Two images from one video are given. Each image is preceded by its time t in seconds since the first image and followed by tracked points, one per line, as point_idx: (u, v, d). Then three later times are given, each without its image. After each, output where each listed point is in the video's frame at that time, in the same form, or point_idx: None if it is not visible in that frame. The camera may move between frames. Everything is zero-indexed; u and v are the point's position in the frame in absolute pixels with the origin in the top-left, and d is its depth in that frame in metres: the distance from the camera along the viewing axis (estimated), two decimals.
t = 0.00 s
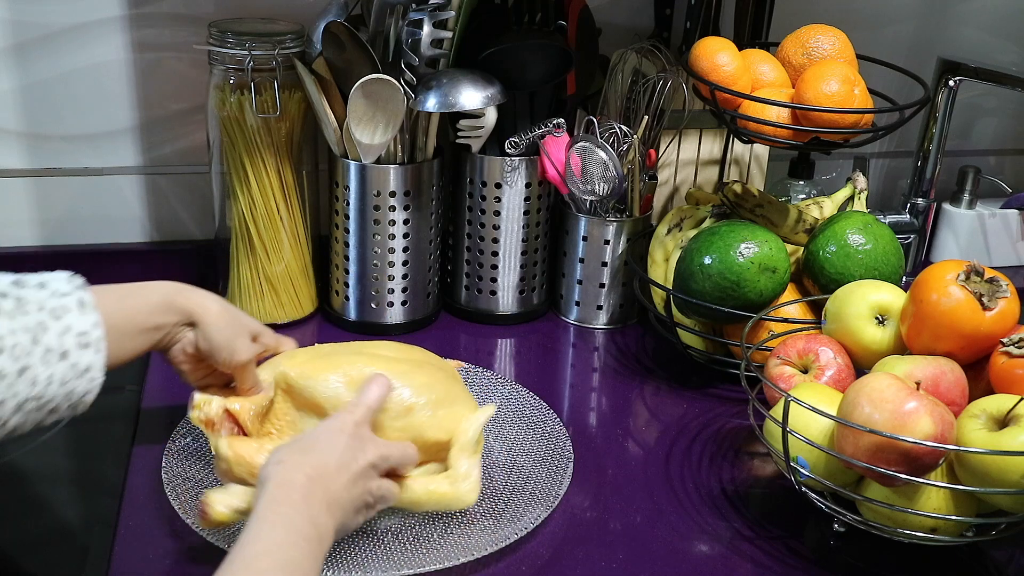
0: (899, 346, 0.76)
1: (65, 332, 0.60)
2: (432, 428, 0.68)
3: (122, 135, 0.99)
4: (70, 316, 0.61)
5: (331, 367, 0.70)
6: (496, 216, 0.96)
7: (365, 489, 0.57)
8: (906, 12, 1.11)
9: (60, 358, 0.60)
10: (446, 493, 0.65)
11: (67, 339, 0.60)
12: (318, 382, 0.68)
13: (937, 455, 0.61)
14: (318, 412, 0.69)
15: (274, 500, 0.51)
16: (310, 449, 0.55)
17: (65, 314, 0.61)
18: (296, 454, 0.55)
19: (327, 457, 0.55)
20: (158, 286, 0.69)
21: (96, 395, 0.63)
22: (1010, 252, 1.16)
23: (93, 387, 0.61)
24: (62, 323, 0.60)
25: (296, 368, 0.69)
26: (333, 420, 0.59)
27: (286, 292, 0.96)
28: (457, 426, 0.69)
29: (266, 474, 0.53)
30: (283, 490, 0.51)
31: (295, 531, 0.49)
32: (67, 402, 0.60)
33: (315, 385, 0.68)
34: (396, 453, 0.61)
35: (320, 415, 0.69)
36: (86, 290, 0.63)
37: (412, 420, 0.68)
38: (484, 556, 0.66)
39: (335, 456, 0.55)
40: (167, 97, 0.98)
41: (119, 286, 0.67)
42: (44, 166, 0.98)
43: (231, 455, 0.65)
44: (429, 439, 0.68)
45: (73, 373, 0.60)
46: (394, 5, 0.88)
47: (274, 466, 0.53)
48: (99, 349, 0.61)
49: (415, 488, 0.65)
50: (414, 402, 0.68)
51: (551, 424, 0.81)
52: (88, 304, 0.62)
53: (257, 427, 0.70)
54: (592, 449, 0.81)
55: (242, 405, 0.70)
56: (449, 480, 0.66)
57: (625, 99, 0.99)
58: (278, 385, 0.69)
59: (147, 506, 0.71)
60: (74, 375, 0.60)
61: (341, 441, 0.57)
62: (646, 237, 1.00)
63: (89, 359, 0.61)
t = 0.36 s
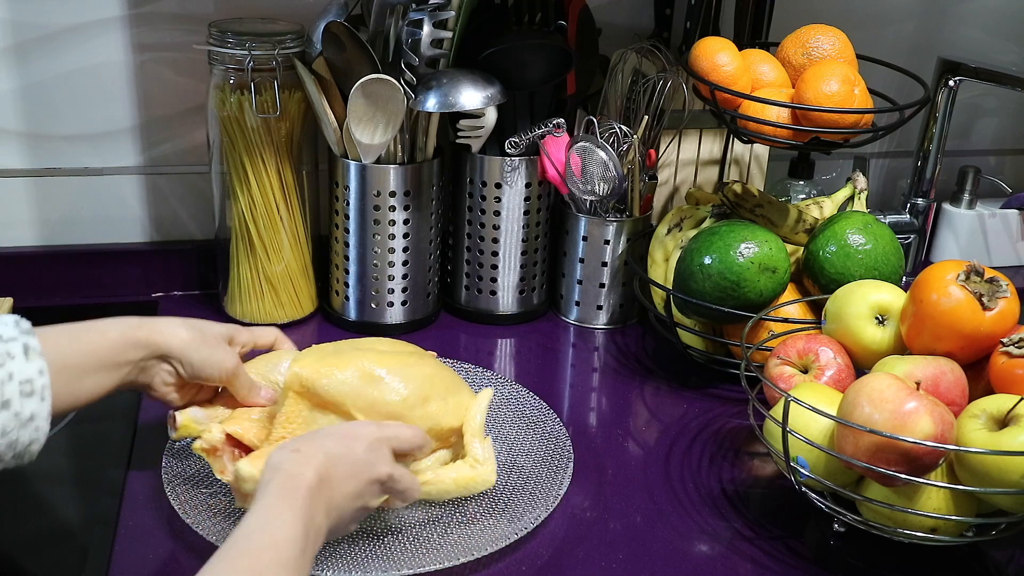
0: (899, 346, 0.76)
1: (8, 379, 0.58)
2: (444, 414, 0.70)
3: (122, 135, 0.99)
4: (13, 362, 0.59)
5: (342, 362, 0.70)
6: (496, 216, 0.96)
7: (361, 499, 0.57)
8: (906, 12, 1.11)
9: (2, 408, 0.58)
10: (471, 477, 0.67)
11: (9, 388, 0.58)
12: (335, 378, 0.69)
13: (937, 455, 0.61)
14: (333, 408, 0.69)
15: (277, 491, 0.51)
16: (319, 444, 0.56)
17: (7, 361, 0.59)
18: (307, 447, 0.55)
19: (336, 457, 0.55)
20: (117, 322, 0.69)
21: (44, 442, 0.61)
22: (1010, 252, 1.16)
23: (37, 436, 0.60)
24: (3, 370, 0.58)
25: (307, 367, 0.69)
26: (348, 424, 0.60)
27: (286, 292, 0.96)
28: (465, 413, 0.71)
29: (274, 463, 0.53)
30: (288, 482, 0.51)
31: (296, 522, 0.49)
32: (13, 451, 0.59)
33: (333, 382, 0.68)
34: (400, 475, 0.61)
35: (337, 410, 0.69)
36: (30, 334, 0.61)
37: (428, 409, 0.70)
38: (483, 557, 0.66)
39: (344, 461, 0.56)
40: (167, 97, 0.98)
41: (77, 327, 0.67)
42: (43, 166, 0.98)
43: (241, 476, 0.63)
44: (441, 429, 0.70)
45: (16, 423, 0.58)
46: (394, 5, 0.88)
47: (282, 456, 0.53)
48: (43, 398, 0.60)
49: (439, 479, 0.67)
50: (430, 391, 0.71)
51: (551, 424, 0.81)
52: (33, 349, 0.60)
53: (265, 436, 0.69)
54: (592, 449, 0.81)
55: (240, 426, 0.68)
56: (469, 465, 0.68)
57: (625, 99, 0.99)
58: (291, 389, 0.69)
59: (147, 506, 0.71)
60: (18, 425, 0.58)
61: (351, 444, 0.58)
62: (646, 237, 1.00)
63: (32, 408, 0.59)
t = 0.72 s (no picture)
0: (899, 346, 0.76)
1: None
2: (453, 403, 0.71)
3: (122, 135, 0.99)
4: None
5: (351, 357, 0.70)
6: (496, 216, 0.96)
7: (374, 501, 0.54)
8: (905, 12, 1.10)
9: None
10: (483, 461, 0.69)
11: None
12: (349, 372, 0.69)
13: (937, 455, 0.61)
14: (348, 404, 0.69)
15: (270, 498, 0.48)
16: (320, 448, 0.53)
17: None
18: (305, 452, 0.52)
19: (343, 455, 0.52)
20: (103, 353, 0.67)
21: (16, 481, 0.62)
22: (1010, 252, 1.16)
23: (10, 478, 0.61)
24: None
25: (319, 365, 0.69)
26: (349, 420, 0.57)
27: (286, 292, 0.96)
28: (471, 400, 0.73)
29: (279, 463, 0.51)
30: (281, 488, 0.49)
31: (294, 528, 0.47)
32: None
33: (347, 376, 0.69)
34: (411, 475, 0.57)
35: (353, 406, 0.69)
36: (9, 376, 0.62)
37: (437, 399, 0.70)
38: (483, 557, 0.66)
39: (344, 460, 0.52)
40: (167, 97, 0.98)
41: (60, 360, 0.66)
42: (43, 166, 0.98)
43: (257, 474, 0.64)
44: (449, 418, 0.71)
45: None
46: (394, 5, 0.88)
47: (276, 465, 0.51)
48: (15, 442, 0.61)
49: (454, 465, 0.69)
50: (438, 380, 0.71)
51: (551, 424, 0.81)
52: (7, 393, 0.61)
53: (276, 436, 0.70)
54: (592, 449, 0.81)
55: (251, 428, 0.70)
56: (479, 449, 0.70)
57: (625, 99, 0.99)
58: (303, 384, 0.69)
59: (146, 506, 0.71)
60: None
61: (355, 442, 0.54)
62: (646, 237, 1.00)
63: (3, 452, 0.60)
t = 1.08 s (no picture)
0: (899, 346, 0.76)
1: (17, 409, 0.60)
2: (454, 398, 0.71)
3: (121, 135, 0.99)
4: (25, 392, 0.61)
5: (353, 356, 0.69)
6: (496, 216, 0.96)
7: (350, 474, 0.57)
8: (905, 12, 1.11)
9: (8, 437, 0.60)
10: (488, 455, 0.70)
11: (17, 417, 0.60)
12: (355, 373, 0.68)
13: (937, 454, 0.61)
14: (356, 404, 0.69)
15: (237, 485, 0.51)
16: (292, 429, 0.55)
17: (21, 389, 0.61)
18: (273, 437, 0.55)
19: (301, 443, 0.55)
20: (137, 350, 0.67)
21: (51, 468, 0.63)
22: (1010, 252, 1.16)
23: (43, 464, 0.62)
24: (13, 400, 0.60)
25: (324, 366, 0.68)
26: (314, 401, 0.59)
27: (286, 292, 0.96)
28: (471, 395, 0.73)
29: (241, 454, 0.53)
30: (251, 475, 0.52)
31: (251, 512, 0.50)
32: (15, 476, 0.61)
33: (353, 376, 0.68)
34: (389, 455, 0.60)
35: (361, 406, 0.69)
36: (48, 361, 0.63)
37: (439, 394, 0.71)
38: (483, 556, 0.66)
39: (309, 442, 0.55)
40: (167, 98, 0.98)
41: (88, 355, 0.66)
42: (43, 166, 0.98)
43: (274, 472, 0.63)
44: (452, 413, 0.71)
45: (19, 452, 0.60)
46: (394, 5, 0.88)
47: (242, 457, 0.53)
48: (51, 428, 0.61)
49: (461, 461, 0.70)
50: (440, 376, 0.71)
51: (551, 424, 0.81)
52: (47, 379, 0.62)
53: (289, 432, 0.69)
54: (592, 449, 0.81)
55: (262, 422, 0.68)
56: (484, 443, 0.71)
57: (625, 99, 0.99)
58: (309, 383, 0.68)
59: (146, 506, 0.71)
60: (22, 454, 0.60)
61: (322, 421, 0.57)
62: (646, 237, 1.00)
63: (38, 438, 0.61)
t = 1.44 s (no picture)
0: (899, 346, 0.76)
1: None
2: (459, 392, 0.71)
3: (121, 135, 0.99)
4: (5, 415, 0.59)
5: (362, 358, 0.69)
6: (496, 216, 0.96)
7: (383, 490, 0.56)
8: (905, 12, 1.10)
9: None
10: (496, 441, 0.70)
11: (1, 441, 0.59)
12: (369, 373, 0.68)
13: (937, 455, 0.61)
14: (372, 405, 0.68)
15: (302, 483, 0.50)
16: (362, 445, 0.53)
17: None
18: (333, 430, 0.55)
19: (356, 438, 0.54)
20: (116, 367, 0.67)
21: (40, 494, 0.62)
22: (1010, 252, 1.16)
23: (31, 486, 0.60)
24: None
25: (337, 370, 0.67)
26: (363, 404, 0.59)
27: (286, 292, 0.96)
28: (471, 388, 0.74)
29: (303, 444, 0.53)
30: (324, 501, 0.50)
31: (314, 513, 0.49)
32: (6, 504, 0.60)
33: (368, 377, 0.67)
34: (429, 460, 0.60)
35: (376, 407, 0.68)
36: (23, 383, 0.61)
37: (447, 389, 0.70)
38: (483, 556, 0.66)
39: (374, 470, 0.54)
40: (167, 97, 0.98)
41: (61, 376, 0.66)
42: (43, 166, 0.98)
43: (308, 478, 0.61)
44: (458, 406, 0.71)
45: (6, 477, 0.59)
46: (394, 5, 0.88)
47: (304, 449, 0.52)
48: (35, 449, 0.61)
49: (473, 450, 0.69)
50: (445, 372, 0.71)
51: (551, 424, 0.81)
52: (25, 401, 0.60)
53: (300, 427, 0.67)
54: (592, 450, 0.81)
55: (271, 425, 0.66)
56: (490, 430, 0.71)
57: (625, 99, 0.99)
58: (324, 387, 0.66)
59: (147, 507, 0.71)
60: (10, 478, 0.59)
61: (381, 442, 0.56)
62: (646, 237, 1.00)
63: (24, 460, 0.60)
